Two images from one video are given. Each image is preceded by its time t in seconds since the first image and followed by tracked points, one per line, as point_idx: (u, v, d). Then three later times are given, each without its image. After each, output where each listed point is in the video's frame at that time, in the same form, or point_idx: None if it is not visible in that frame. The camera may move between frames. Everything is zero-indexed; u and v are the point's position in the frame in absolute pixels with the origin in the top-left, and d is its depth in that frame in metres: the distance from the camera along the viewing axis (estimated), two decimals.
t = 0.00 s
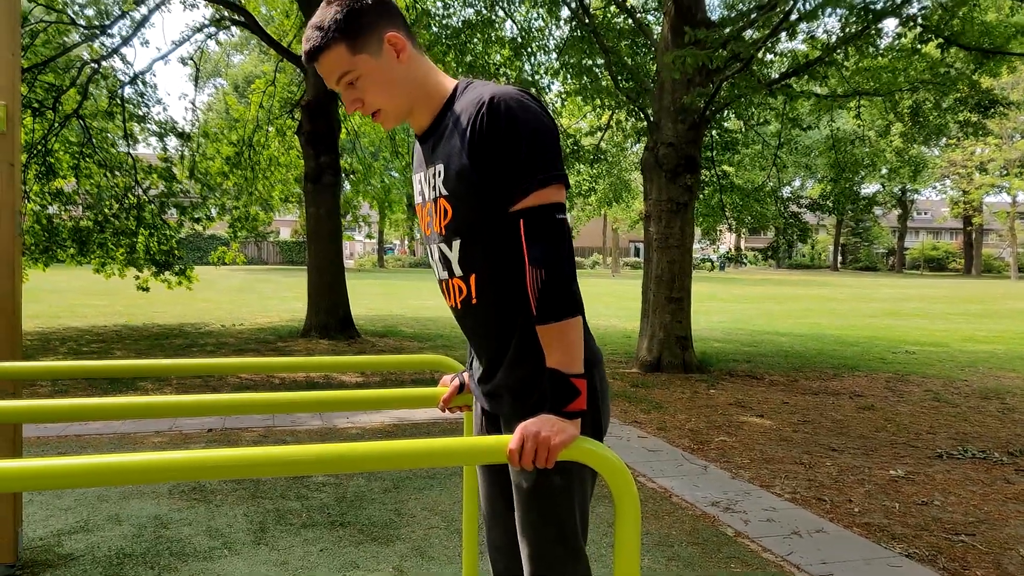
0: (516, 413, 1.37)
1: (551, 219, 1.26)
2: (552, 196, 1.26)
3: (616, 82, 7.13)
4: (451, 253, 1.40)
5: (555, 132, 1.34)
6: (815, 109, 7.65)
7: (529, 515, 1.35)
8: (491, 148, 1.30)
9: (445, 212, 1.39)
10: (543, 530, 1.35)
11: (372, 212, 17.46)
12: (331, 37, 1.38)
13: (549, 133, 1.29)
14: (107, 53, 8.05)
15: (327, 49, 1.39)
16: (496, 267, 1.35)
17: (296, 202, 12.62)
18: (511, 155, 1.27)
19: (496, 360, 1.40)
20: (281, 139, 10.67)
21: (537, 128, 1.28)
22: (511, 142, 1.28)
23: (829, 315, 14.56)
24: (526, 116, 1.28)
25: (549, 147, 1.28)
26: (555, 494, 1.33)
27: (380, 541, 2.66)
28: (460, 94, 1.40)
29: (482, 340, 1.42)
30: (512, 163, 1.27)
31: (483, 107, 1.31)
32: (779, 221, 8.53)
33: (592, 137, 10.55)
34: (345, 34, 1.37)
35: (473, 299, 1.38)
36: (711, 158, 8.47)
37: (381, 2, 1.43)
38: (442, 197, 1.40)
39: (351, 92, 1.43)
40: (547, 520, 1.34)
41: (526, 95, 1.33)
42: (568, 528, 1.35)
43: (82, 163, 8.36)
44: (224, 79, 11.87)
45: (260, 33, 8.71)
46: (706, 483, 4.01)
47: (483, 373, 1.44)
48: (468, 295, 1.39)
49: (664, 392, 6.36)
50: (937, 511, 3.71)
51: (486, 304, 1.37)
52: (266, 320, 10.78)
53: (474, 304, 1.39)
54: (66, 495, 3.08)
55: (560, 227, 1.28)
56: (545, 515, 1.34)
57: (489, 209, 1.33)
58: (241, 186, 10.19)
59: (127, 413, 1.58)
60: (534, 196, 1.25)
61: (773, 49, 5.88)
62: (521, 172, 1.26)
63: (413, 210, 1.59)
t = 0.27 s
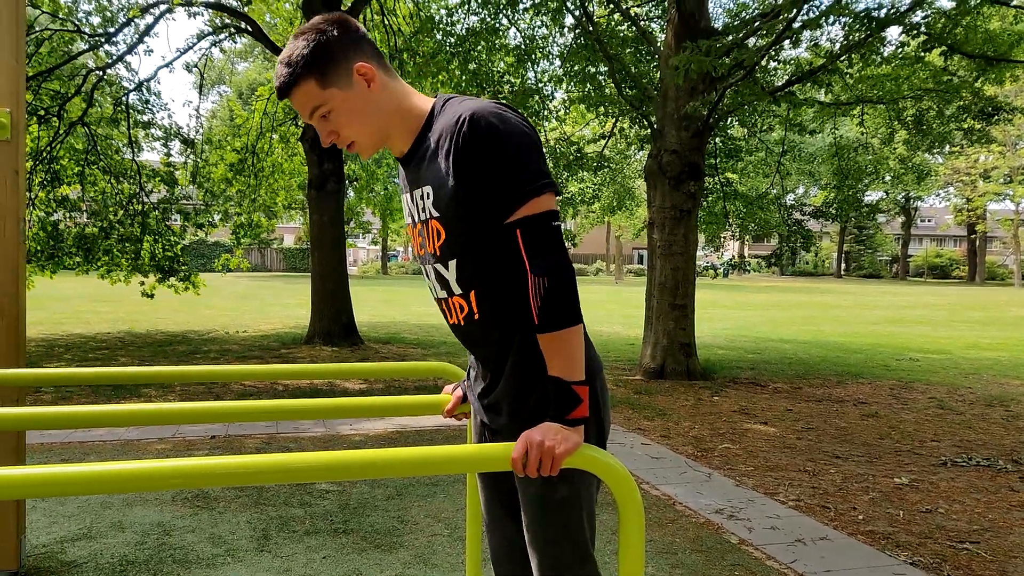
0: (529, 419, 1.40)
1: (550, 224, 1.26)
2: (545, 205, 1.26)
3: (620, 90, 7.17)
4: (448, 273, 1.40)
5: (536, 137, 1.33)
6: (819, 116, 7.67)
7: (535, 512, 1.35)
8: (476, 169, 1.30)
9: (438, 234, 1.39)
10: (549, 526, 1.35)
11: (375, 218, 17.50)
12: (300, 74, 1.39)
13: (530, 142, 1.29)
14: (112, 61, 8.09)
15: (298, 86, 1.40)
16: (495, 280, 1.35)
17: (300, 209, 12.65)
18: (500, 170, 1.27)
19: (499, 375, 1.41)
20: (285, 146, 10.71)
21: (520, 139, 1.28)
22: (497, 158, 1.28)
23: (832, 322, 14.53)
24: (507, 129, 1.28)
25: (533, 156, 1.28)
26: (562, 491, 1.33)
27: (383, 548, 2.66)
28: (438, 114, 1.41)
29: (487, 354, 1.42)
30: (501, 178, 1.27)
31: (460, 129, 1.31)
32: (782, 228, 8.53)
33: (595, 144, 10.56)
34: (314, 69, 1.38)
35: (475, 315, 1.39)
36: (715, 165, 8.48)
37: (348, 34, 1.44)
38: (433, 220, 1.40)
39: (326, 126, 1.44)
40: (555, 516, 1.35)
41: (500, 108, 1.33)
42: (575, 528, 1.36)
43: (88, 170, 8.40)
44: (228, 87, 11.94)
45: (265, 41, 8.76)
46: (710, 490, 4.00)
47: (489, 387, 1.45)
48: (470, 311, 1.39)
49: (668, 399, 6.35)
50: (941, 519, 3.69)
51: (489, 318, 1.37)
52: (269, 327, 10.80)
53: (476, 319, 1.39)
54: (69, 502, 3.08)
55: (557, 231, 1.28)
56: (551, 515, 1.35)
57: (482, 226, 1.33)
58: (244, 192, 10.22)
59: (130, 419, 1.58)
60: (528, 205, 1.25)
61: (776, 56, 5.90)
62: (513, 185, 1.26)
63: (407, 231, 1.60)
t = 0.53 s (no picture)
0: (533, 426, 1.39)
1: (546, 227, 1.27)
2: (538, 209, 1.27)
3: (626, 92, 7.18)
4: (445, 285, 1.40)
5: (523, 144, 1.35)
6: (825, 117, 7.65)
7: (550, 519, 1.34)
8: (465, 180, 1.30)
9: (433, 247, 1.39)
10: (563, 530, 1.35)
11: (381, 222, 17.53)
12: (289, 94, 1.38)
13: (517, 148, 1.30)
14: (120, 67, 8.14)
15: (289, 106, 1.39)
16: (492, 289, 1.35)
17: (307, 212, 12.69)
18: (491, 177, 1.28)
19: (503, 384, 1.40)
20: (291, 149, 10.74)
21: (508, 146, 1.29)
22: (486, 167, 1.28)
23: (839, 324, 14.47)
24: (493, 138, 1.29)
25: (522, 162, 1.29)
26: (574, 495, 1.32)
27: (390, 551, 2.66)
28: (426, 127, 1.41)
29: (488, 365, 1.42)
30: (492, 186, 1.28)
31: (446, 143, 1.31)
32: (789, 231, 8.50)
33: (601, 147, 10.56)
34: (302, 89, 1.38)
35: (474, 324, 1.38)
36: (721, 168, 8.47)
37: (333, 53, 1.44)
38: (427, 234, 1.39)
39: (317, 146, 1.43)
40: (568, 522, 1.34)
41: (484, 119, 1.34)
42: (589, 529, 1.35)
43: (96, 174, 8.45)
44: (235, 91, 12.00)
45: (272, 45, 8.80)
46: (717, 493, 3.98)
47: (493, 396, 1.45)
48: (469, 321, 1.39)
49: (674, 402, 6.33)
50: (951, 522, 3.67)
51: (489, 327, 1.37)
52: (276, 330, 10.83)
53: (476, 328, 1.38)
54: (78, 505, 3.09)
55: (552, 235, 1.28)
56: (561, 516, 1.35)
57: (475, 237, 1.33)
58: (251, 196, 10.26)
59: (138, 423, 1.59)
60: (523, 210, 1.26)
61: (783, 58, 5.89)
62: (506, 191, 1.26)
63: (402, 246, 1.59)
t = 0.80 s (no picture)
0: (538, 421, 1.41)
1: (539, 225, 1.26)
2: (532, 207, 1.25)
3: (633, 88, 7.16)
4: (446, 283, 1.40)
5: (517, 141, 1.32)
6: (833, 114, 7.61)
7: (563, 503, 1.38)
8: (456, 180, 1.29)
9: (431, 246, 1.39)
10: (577, 516, 1.38)
11: (387, 218, 17.54)
12: (313, 66, 1.36)
13: (508, 146, 1.28)
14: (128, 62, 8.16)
15: (311, 77, 1.36)
16: (491, 286, 1.35)
17: (313, 208, 12.71)
18: (482, 176, 1.26)
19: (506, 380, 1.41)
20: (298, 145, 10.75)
21: (499, 144, 1.27)
22: (477, 167, 1.27)
23: (846, 322, 14.41)
24: (483, 136, 1.27)
25: (513, 160, 1.27)
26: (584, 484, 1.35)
27: (396, 546, 2.66)
28: (423, 122, 1.42)
29: (492, 361, 1.43)
30: (483, 186, 1.26)
31: (436, 143, 1.30)
32: (796, 227, 8.47)
33: (608, 143, 10.54)
34: (327, 64, 1.38)
35: (477, 321, 1.39)
36: (728, 164, 8.45)
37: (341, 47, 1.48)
38: (425, 233, 1.39)
39: (336, 122, 1.38)
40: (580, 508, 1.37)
41: (475, 118, 1.32)
42: (603, 517, 1.37)
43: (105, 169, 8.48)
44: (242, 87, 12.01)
45: (279, 41, 8.80)
46: (722, 490, 3.98)
47: (499, 392, 1.45)
48: (471, 318, 1.39)
49: (680, 398, 6.32)
50: (957, 520, 3.65)
51: (491, 324, 1.38)
52: (282, 326, 10.86)
53: (479, 325, 1.39)
54: (85, 498, 3.11)
55: (547, 233, 1.26)
56: (579, 507, 1.37)
57: (471, 237, 1.32)
58: (258, 191, 10.28)
59: (144, 416, 1.59)
60: (515, 207, 1.24)
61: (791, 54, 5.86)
62: (497, 190, 1.25)
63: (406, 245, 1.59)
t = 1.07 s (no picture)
0: (539, 422, 1.40)
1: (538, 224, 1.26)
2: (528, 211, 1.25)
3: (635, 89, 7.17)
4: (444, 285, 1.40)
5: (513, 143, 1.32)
6: (834, 114, 7.60)
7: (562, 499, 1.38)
8: (452, 183, 1.28)
9: (428, 249, 1.38)
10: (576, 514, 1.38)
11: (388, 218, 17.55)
12: (306, 77, 1.35)
13: (503, 147, 1.28)
14: (130, 63, 8.17)
15: (304, 88, 1.35)
16: (490, 287, 1.35)
17: (314, 208, 12.71)
18: (479, 178, 1.26)
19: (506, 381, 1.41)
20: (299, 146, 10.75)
21: (495, 146, 1.27)
22: (472, 169, 1.26)
23: (847, 322, 14.40)
24: (479, 139, 1.27)
25: (509, 162, 1.26)
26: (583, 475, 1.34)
27: (397, 547, 2.66)
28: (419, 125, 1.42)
29: (492, 362, 1.42)
30: (479, 187, 1.26)
31: (431, 147, 1.30)
32: (797, 228, 8.46)
33: (609, 144, 10.53)
34: (320, 73, 1.36)
35: (477, 322, 1.38)
36: (729, 165, 8.45)
37: (335, 52, 1.47)
38: (422, 236, 1.38)
39: (331, 131, 1.38)
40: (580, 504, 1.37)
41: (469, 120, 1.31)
42: (604, 516, 1.37)
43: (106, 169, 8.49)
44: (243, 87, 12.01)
45: (280, 42, 8.81)
46: (723, 491, 3.97)
47: (500, 392, 1.46)
48: (470, 320, 1.39)
49: (681, 399, 6.31)
50: (957, 521, 3.65)
51: (491, 326, 1.38)
52: (283, 326, 10.86)
53: (479, 326, 1.39)
54: (86, 499, 3.11)
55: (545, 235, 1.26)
56: (580, 507, 1.37)
57: (468, 238, 1.31)
58: (259, 192, 10.28)
59: (144, 417, 1.58)
60: (512, 207, 1.24)
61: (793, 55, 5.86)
62: (493, 191, 1.24)
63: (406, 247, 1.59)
